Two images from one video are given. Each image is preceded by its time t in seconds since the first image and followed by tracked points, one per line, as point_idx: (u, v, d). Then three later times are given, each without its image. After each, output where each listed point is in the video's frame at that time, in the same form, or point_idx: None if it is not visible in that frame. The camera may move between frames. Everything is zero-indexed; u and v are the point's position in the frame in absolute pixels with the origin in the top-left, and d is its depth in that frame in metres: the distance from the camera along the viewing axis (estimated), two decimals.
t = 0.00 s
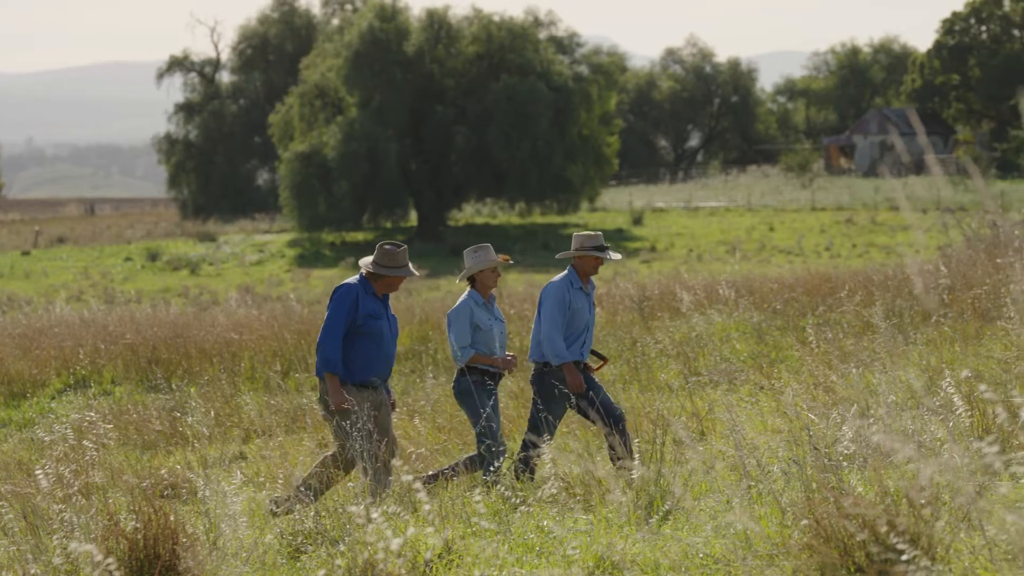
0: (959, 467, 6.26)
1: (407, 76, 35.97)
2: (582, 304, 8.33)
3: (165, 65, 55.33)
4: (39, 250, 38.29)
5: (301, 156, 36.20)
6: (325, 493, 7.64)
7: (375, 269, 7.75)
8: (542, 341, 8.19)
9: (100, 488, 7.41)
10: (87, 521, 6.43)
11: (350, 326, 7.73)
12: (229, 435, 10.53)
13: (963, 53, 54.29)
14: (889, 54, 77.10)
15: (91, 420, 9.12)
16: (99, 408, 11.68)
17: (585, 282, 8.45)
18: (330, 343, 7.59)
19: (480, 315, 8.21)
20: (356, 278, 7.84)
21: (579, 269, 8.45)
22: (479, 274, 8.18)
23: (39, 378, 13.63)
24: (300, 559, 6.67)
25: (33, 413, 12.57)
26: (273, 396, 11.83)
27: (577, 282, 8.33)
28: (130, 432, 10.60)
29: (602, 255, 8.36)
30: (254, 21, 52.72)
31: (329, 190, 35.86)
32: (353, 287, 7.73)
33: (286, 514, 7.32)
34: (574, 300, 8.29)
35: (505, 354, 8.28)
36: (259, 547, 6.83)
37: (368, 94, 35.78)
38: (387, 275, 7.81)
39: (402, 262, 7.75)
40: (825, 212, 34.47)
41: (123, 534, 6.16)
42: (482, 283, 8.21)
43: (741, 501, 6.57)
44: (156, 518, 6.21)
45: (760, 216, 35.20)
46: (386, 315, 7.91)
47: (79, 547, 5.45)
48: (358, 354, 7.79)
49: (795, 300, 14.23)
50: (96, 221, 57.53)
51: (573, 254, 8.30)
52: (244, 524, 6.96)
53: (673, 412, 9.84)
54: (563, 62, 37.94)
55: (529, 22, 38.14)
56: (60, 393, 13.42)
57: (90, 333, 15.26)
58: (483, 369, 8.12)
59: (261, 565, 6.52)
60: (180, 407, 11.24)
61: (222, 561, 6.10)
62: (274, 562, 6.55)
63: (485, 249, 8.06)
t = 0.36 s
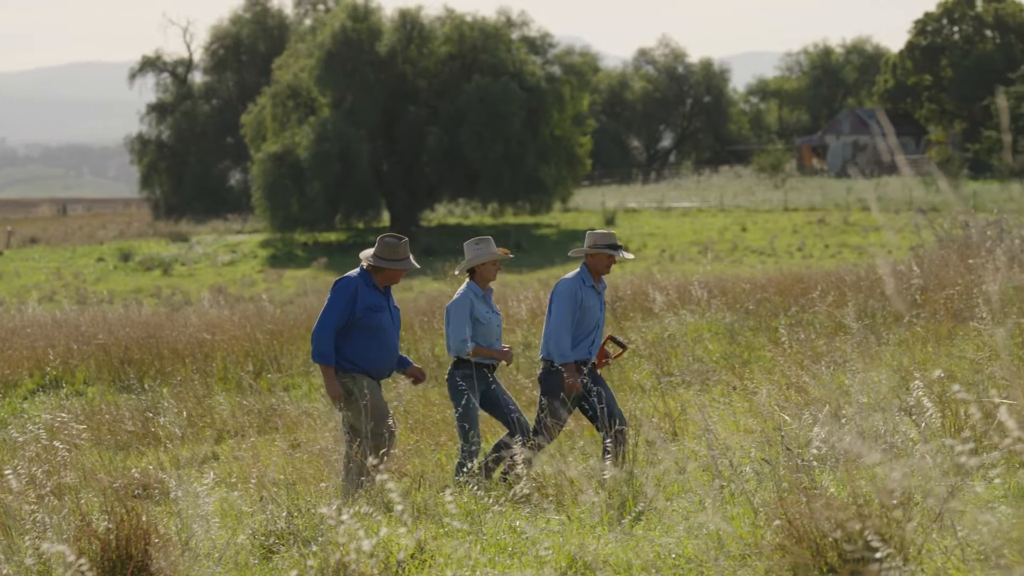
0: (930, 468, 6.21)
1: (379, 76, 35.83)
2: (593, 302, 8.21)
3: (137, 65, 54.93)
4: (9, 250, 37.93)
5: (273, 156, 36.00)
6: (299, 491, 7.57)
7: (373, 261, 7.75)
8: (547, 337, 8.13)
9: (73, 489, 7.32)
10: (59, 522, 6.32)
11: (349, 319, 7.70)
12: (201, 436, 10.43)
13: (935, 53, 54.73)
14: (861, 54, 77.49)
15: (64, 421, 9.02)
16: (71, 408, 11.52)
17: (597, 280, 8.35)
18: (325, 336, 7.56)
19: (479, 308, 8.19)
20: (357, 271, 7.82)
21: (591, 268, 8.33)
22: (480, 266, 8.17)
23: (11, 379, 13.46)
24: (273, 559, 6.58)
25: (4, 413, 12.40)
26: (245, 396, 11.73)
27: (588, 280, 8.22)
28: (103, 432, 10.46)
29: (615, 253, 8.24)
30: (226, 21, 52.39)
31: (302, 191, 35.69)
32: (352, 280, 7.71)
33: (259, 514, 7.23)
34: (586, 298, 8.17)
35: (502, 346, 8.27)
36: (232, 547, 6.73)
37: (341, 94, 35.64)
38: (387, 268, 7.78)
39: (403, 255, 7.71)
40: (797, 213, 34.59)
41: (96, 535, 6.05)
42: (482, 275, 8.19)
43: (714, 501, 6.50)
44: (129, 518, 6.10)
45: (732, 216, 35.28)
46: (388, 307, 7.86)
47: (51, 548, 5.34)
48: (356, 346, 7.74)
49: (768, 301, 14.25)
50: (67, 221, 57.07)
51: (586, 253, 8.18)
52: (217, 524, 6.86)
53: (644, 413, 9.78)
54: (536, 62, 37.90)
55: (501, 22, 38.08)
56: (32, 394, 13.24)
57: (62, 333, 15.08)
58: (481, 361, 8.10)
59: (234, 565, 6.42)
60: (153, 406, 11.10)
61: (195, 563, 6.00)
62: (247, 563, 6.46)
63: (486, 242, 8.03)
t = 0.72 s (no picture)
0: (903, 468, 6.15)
1: (351, 77, 35.67)
2: (593, 290, 8.15)
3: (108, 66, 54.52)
4: None
5: (245, 156, 35.77)
6: (271, 492, 7.48)
7: (374, 262, 7.62)
8: (547, 327, 8.05)
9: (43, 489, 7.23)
10: (31, 522, 6.23)
11: (350, 321, 7.60)
12: (174, 437, 10.31)
13: (908, 53, 55.15)
14: (833, 55, 77.82)
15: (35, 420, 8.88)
16: (43, 409, 11.38)
17: (597, 268, 8.26)
18: (324, 338, 7.46)
19: (477, 313, 8.04)
20: (358, 272, 7.71)
21: (591, 255, 8.23)
22: (484, 270, 8.01)
23: None
24: (245, 560, 6.50)
25: None
26: (217, 396, 11.62)
27: (588, 268, 8.13)
28: (75, 432, 10.32)
29: (617, 243, 8.14)
30: (198, 21, 52.03)
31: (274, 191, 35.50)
32: (352, 281, 7.59)
33: (230, 514, 7.15)
34: (585, 286, 8.09)
35: (500, 352, 8.10)
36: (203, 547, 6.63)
37: (313, 95, 35.46)
38: (388, 268, 7.66)
39: (404, 255, 7.60)
40: (769, 213, 34.68)
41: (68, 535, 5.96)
42: (486, 279, 8.01)
43: (687, 501, 6.43)
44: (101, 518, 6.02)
45: (705, 217, 35.30)
46: (390, 307, 7.77)
47: (21, 549, 5.25)
48: (357, 348, 7.65)
49: (740, 301, 14.22)
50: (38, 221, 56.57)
51: (587, 240, 8.08)
52: (188, 524, 6.77)
53: (618, 414, 9.73)
54: (508, 63, 37.82)
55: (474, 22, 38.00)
56: (3, 395, 13.06)
57: (33, 333, 14.88)
58: (477, 367, 7.94)
59: (207, 565, 6.33)
60: (126, 405, 10.96)
61: (167, 563, 5.92)
62: (220, 563, 6.37)
63: (488, 245, 7.88)
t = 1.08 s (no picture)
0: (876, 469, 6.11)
1: (322, 77, 35.49)
2: (583, 286, 8.11)
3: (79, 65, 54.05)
4: None
5: (216, 157, 35.52)
6: (243, 492, 7.40)
7: (378, 266, 7.60)
8: (539, 323, 8.00)
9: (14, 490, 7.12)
10: None
11: (359, 327, 7.57)
12: (144, 437, 10.18)
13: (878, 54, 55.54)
14: (803, 57, 78.14)
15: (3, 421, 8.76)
16: (12, 410, 11.22)
17: (586, 265, 8.22)
18: (332, 345, 7.43)
19: (484, 317, 7.77)
20: (363, 277, 7.67)
21: (580, 251, 8.20)
22: (493, 273, 7.78)
23: None
24: (216, 560, 6.41)
25: None
26: (189, 396, 11.51)
27: (577, 264, 8.10)
28: (45, 433, 10.19)
29: (609, 243, 8.13)
30: (169, 22, 51.64)
31: (245, 191, 35.26)
32: (359, 288, 7.57)
33: (200, 515, 7.07)
34: (574, 282, 8.06)
35: (505, 358, 7.83)
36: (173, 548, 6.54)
37: (284, 95, 35.27)
38: (392, 272, 7.64)
39: (409, 258, 7.56)
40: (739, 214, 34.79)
41: (38, 536, 5.86)
42: (494, 282, 7.80)
43: (656, 502, 6.38)
44: (72, 518, 5.92)
45: (676, 217, 35.30)
46: (397, 312, 7.75)
47: None
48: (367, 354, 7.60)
49: (711, 302, 14.20)
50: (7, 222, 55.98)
51: (579, 238, 8.06)
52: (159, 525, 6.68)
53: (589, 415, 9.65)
54: (479, 63, 37.74)
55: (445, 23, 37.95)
56: None
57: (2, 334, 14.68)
58: (482, 370, 7.67)
59: (177, 566, 6.23)
60: (96, 406, 10.82)
61: (138, 564, 5.83)
62: (190, 564, 6.28)
63: (496, 247, 7.66)
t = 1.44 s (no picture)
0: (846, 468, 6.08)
1: (293, 78, 35.33)
2: (579, 292, 8.01)
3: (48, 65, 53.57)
4: None
5: (187, 157, 35.27)
6: (214, 494, 7.30)
7: (387, 257, 7.41)
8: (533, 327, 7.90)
9: None
10: None
11: (367, 320, 7.44)
12: (115, 438, 10.04)
13: (849, 54, 55.86)
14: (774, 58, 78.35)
15: None
16: None
17: (583, 270, 8.10)
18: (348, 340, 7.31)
19: (492, 304, 7.84)
20: (369, 269, 7.51)
21: (577, 256, 8.07)
22: (497, 261, 7.84)
23: None
24: (187, 561, 6.33)
25: None
26: (159, 398, 11.38)
27: (574, 269, 7.99)
28: (16, 433, 10.07)
29: (608, 248, 7.97)
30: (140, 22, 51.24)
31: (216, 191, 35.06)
32: (366, 280, 7.41)
33: (171, 516, 6.99)
34: (570, 288, 7.97)
35: (510, 348, 7.91)
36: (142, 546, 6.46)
37: (255, 95, 35.09)
38: (399, 262, 7.46)
39: (415, 249, 7.39)
40: (710, 215, 34.87)
41: (7, 536, 5.75)
42: (499, 271, 7.84)
43: (627, 503, 6.33)
44: (41, 518, 5.84)
45: (646, 218, 35.33)
46: (405, 304, 7.63)
47: None
48: (377, 347, 7.50)
49: (680, 304, 14.18)
50: None
51: (577, 243, 7.92)
52: (129, 525, 6.60)
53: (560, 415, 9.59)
54: (450, 63, 37.64)
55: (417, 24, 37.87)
56: None
57: None
58: (487, 360, 7.73)
59: (148, 565, 6.16)
60: (66, 407, 10.68)
61: (109, 564, 5.76)
62: (161, 564, 6.21)
63: (499, 236, 7.73)
